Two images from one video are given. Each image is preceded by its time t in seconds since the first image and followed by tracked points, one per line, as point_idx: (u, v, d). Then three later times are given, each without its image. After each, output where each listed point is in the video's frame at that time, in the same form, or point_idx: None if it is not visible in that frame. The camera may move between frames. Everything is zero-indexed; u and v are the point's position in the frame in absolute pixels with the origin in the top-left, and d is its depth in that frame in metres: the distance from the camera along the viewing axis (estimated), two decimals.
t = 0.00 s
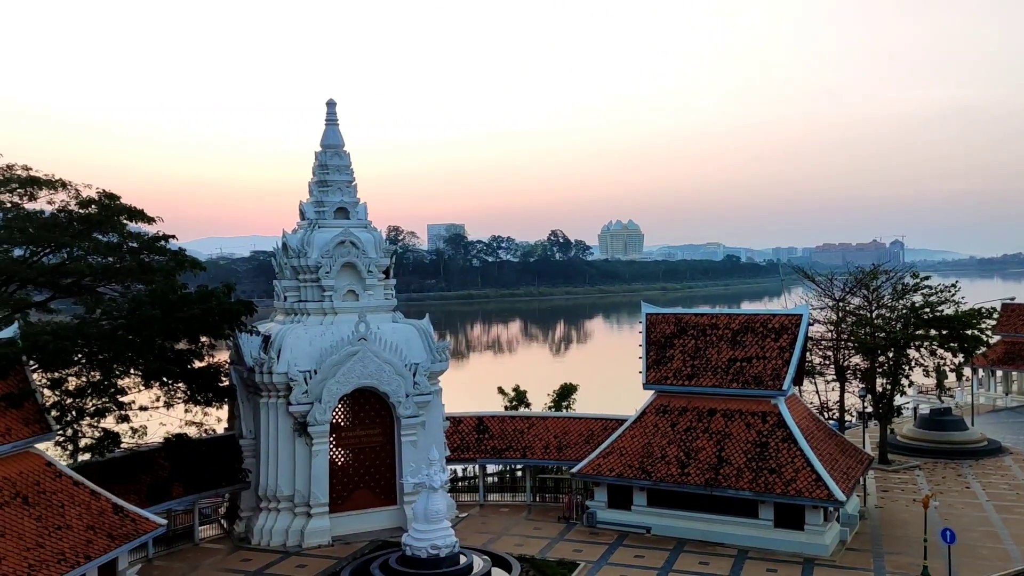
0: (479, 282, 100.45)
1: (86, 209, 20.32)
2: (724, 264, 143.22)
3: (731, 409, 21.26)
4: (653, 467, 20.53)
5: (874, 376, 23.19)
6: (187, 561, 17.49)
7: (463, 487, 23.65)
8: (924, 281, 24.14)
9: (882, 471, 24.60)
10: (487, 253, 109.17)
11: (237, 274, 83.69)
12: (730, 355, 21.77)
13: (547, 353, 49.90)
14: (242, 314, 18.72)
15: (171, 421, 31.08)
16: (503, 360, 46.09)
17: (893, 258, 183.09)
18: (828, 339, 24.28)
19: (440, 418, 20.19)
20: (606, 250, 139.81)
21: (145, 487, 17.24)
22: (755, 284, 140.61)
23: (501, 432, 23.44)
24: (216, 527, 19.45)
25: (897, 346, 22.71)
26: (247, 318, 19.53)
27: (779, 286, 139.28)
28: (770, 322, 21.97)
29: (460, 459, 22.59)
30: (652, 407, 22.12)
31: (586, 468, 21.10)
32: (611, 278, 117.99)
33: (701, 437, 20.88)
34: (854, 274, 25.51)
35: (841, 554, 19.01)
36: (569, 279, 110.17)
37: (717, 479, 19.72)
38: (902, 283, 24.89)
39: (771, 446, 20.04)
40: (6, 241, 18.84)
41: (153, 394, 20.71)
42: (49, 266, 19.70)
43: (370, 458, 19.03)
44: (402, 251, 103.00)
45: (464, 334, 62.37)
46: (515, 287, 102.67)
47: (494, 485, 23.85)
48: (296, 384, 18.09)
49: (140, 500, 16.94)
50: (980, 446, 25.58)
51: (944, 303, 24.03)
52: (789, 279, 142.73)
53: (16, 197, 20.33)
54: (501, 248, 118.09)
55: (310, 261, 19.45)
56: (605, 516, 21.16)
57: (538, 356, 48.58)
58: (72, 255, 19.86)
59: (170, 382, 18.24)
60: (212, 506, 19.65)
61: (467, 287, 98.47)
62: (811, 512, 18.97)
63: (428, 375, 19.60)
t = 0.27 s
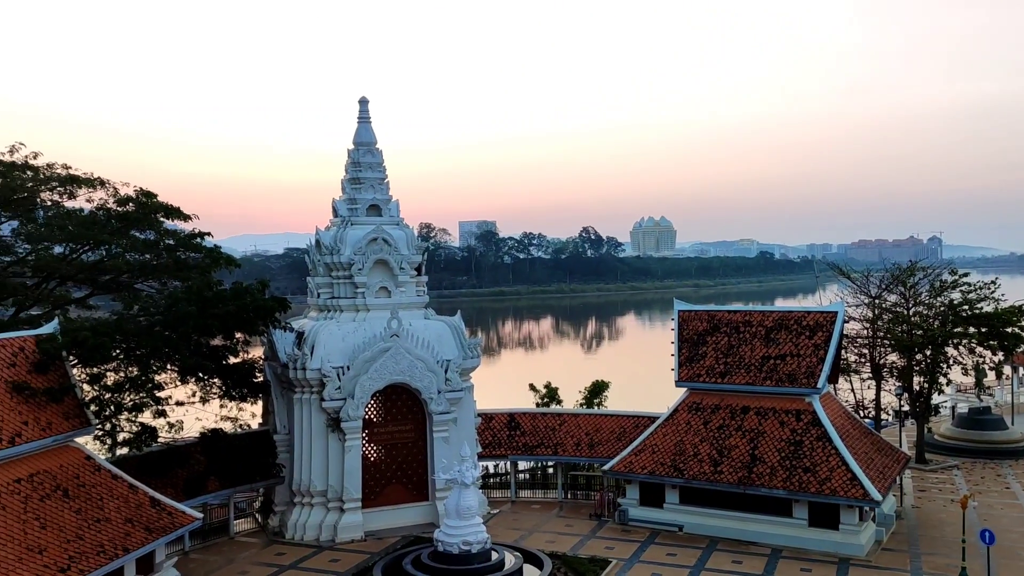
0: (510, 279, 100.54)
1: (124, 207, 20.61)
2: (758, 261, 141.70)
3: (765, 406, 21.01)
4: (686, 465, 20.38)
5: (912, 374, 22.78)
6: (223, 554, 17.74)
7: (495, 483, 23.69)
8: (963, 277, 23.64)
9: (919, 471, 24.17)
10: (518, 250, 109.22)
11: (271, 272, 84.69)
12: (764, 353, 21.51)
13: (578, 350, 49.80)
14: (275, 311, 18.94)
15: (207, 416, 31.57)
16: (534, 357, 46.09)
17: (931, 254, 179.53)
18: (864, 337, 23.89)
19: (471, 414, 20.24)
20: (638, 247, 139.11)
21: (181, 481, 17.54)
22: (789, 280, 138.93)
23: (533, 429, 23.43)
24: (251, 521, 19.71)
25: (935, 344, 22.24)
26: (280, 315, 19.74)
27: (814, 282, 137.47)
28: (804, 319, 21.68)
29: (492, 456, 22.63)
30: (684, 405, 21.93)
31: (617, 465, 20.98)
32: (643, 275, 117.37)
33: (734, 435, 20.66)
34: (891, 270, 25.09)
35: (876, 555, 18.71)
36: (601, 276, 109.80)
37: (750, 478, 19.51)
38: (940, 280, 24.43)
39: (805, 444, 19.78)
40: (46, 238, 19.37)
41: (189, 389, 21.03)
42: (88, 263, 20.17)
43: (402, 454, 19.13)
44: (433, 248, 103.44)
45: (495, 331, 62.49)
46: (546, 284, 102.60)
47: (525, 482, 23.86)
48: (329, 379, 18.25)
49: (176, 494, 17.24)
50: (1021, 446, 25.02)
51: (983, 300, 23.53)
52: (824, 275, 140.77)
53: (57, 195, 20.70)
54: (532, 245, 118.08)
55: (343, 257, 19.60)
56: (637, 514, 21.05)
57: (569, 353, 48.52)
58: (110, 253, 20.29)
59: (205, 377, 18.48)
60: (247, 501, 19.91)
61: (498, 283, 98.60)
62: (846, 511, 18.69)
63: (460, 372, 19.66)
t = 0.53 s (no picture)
0: (545, 275, 100.44)
1: (164, 204, 20.97)
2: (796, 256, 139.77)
3: (803, 404, 20.70)
4: (722, 462, 20.16)
5: (954, 372, 22.31)
6: (261, 547, 17.99)
7: (529, 479, 23.71)
8: (1007, 273, 23.09)
9: (962, 470, 23.67)
10: (553, 246, 109.05)
11: (308, 268, 85.64)
12: (802, 349, 21.19)
13: (612, 346, 49.61)
14: (312, 306, 19.21)
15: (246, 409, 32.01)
16: (569, 353, 45.99)
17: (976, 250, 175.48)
18: (905, 334, 23.42)
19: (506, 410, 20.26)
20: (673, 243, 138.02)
21: (221, 474, 17.83)
22: (828, 276, 136.86)
23: (568, 425, 23.39)
24: (288, 514, 19.97)
25: (979, 341, 21.70)
26: (317, 310, 19.94)
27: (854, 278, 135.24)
28: (843, 316, 21.31)
29: (526, 452, 22.64)
30: (720, 402, 21.69)
31: (652, 462, 20.80)
32: (679, 271, 116.48)
33: (771, 432, 20.40)
34: (932, 267, 24.66)
35: (917, 555, 18.35)
36: (636, 272, 109.20)
37: (788, 476, 19.25)
38: (984, 276, 23.96)
39: (844, 442, 19.46)
40: (91, 235, 19.52)
41: (228, 383, 21.34)
42: (130, 259, 20.55)
43: (437, 449, 19.23)
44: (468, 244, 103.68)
45: (529, 326, 62.49)
46: (581, 280, 102.30)
47: (560, 478, 23.84)
48: (365, 375, 18.40)
49: (216, 487, 17.53)
50: None
51: None
52: (864, 271, 138.38)
53: (99, 192, 21.26)
54: (567, 241, 117.78)
55: (379, 254, 19.73)
56: (673, 511, 20.89)
57: (604, 349, 48.35)
58: (152, 249, 20.59)
59: (244, 372, 18.78)
60: (285, 494, 20.16)
61: (533, 279, 98.55)
62: (886, 511, 18.36)
63: (495, 368, 19.69)
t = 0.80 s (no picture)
0: (581, 270, 100.15)
1: (206, 200, 21.45)
2: (837, 251, 137.44)
3: (844, 401, 20.35)
4: (761, 459, 19.90)
5: (1000, 369, 21.77)
6: (300, 539, 18.25)
7: (566, 475, 23.67)
8: None
9: (1009, 470, 23.10)
10: (589, 242, 108.65)
11: (346, 263, 86.49)
12: (843, 346, 20.82)
13: (649, 342, 49.31)
14: (350, 302, 19.33)
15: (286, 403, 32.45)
16: (605, 349, 45.80)
17: None
18: (950, 331, 22.89)
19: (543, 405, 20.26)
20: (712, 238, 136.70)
21: (261, 467, 18.14)
22: (871, 272, 134.37)
23: (604, 421, 23.30)
24: (327, 507, 20.21)
25: None
26: (355, 306, 20.13)
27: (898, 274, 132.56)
28: (885, 312, 20.91)
29: (563, 447, 22.60)
30: (759, 398, 21.41)
31: (690, 459, 20.59)
32: (717, 266, 115.29)
33: (811, 430, 20.09)
34: (978, 262, 24.12)
35: (961, 555, 17.97)
36: (673, 268, 108.35)
37: (828, 474, 18.95)
38: None
39: (886, 440, 19.10)
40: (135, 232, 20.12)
41: (269, 377, 21.64)
42: (173, 255, 21.00)
43: (474, 444, 19.31)
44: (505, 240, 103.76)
45: (566, 322, 62.38)
46: (618, 275, 101.80)
47: (597, 474, 23.75)
48: (403, 370, 18.53)
49: (256, 479, 17.83)
50: None
51: None
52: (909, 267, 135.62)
53: (143, 189, 21.64)
54: (603, 236, 117.25)
55: (416, 249, 19.84)
56: (711, 508, 20.70)
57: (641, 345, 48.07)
58: (194, 245, 21.06)
59: (284, 366, 19.03)
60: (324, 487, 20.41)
61: (569, 275, 98.32)
62: (929, 510, 17.99)
63: (531, 363, 19.70)
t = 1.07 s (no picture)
0: (618, 265, 99.62)
1: (247, 196, 21.80)
2: (880, 246, 134.79)
3: (886, 398, 19.97)
4: (801, 456, 19.62)
5: None
6: (339, 531, 18.47)
7: (603, 470, 23.60)
8: None
9: None
10: (627, 236, 108.00)
11: (384, 258, 87.15)
12: (885, 342, 20.42)
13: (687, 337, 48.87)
14: (388, 296, 19.47)
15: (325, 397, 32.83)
16: (642, 345, 45.51)
17: None
18: (997, 326, 22.31)
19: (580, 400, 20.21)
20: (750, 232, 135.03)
21: (301, 459, 18.40)
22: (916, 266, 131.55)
23: (642, 417, 23.16)
24: (366, 500, 20.41)
25: None
26: (393, 300, 20.28)
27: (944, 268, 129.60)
28: (930, 308, 20.46)
29: (600, 443, 22.52)
30: (799, 395, 21.11)
31: (728, 455, 20.33)
32: (756, 261, 113.84)
33: (852, 427, 19.75)
34: None
35: (1009, 556, 17.53)
36: (711, 263, 107.25)
37: (870, 471, 18.63)
38: None
39: (930, 438, 18.71)
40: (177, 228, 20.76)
41: (308, 371, 21.90)
42: (215, 250, 21.39)
43: (511, 439, 19.34)
44: (541, 235, 103.61)
45: (602, 317, 62.09)
46: (655, 270, 101.06)
47: (634, 469, 23.63)
48: (440, 364, 18.63)
49: (296, 472, 18.10)
50: None
51: None
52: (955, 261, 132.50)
53: (185, 185, 22.04)
54: (641, 231, 116.45)
55: (453, 244, 19.91)
56: (749, 506, 20.46)
57: (678, 340, 47.66)
58: (235, 241, 21.48)
59: (323, 360, 19.25)
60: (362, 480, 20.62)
61: (606, 270, 97.87)
62: (975, 509, 17.58)
63: (568, 358, 19.66)
